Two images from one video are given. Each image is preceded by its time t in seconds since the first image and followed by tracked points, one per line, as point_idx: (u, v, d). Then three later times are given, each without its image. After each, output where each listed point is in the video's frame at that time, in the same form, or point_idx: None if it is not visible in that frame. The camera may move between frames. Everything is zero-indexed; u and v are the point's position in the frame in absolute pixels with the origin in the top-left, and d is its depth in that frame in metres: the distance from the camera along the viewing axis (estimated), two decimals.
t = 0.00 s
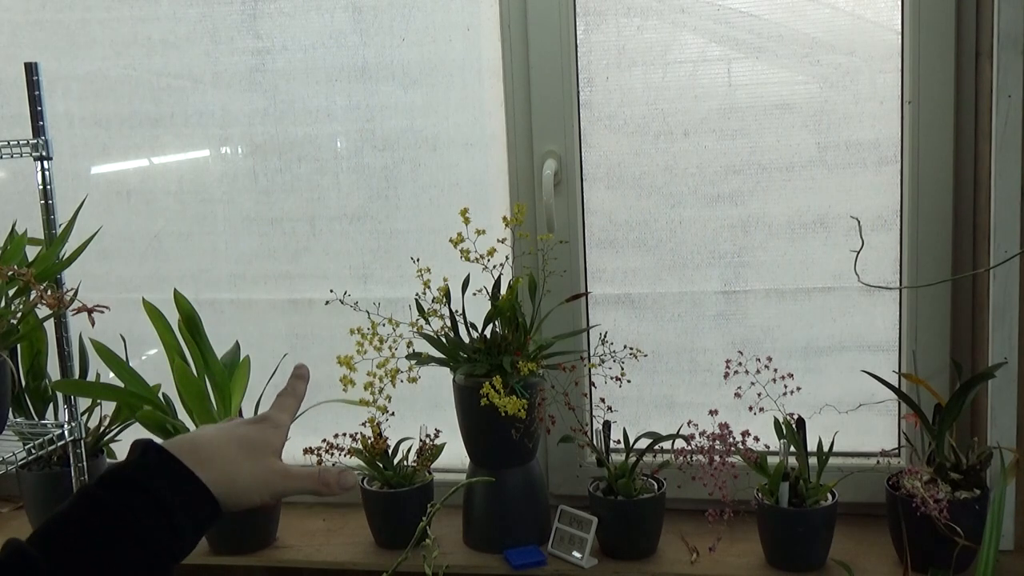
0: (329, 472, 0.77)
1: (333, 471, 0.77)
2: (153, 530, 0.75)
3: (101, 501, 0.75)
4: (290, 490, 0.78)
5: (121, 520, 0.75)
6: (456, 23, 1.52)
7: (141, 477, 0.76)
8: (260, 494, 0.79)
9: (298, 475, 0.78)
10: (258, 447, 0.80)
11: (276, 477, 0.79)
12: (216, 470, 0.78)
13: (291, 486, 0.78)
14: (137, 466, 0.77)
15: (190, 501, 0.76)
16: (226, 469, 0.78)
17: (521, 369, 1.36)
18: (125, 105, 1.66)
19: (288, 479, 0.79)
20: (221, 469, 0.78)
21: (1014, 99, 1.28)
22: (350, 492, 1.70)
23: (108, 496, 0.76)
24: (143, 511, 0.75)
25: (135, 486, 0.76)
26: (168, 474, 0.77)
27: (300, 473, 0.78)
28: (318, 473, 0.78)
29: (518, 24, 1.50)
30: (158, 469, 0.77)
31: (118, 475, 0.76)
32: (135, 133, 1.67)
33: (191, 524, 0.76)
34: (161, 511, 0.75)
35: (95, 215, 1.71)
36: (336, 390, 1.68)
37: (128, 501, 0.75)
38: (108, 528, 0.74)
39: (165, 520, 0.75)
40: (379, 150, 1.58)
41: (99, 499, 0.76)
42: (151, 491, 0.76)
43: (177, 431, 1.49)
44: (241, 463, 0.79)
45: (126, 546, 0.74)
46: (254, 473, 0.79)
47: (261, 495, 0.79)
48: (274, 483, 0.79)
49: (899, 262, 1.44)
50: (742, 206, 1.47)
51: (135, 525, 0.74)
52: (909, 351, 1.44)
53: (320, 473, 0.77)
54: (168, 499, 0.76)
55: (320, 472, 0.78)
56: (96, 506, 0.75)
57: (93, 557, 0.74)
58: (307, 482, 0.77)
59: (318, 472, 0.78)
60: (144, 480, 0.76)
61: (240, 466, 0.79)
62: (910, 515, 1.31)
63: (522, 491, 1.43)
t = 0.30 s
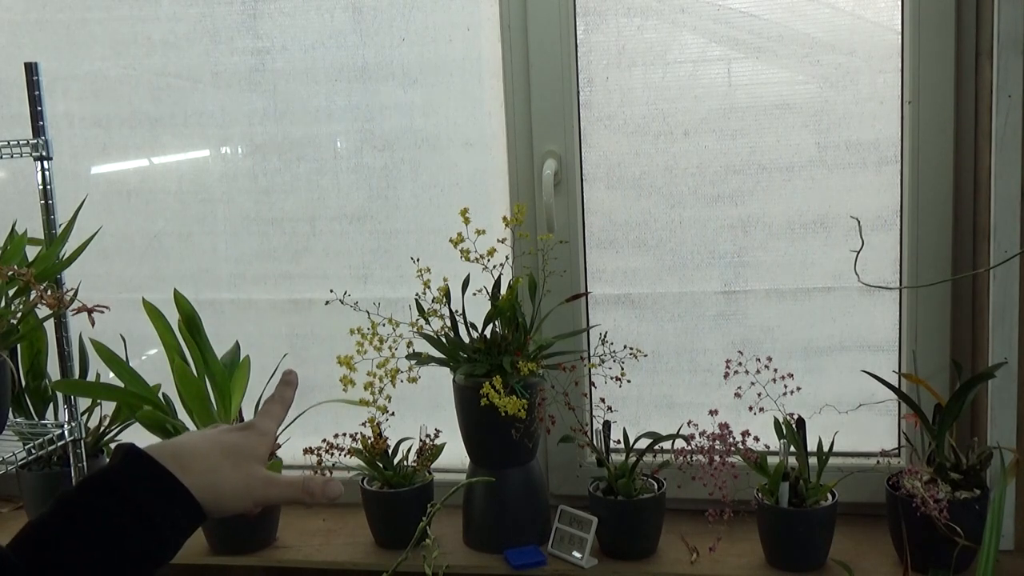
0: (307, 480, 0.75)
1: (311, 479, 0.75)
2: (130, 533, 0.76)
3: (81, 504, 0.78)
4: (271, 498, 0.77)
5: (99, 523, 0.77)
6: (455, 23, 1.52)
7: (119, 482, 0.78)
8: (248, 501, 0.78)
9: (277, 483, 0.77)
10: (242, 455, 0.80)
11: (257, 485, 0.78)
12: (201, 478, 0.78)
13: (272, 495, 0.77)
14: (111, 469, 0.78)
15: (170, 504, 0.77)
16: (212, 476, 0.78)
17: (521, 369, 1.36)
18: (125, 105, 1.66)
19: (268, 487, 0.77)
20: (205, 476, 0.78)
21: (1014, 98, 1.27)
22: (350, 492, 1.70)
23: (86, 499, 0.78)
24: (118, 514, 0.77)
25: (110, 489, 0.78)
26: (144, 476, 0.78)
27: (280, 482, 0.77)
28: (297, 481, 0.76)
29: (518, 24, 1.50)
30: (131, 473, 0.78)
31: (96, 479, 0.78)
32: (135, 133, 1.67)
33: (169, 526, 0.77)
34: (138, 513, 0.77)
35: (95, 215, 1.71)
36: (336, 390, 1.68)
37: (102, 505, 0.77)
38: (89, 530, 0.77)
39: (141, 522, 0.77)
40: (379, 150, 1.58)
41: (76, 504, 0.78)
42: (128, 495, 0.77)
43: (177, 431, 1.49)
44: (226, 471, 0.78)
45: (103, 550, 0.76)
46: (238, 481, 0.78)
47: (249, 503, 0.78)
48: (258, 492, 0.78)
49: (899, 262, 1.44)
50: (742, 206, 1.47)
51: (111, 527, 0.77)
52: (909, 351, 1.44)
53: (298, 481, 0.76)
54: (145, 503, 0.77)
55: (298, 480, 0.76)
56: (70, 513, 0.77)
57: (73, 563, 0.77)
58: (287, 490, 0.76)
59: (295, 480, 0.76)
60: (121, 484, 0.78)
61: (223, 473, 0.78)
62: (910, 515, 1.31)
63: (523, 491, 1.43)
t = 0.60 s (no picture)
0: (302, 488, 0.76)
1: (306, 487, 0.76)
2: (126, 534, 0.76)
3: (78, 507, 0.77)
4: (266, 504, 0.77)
5: (96, 525, 0.77)
6: (455, 24, 1.52)
7: (117, 486, 0.77)
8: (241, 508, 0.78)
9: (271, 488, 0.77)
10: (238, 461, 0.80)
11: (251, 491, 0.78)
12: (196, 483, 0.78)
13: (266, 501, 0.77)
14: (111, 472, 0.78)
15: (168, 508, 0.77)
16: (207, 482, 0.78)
17: (521, 369, 1.36)
18: (125, 105, 1.66)
19: (262, 493, 0.78)
20: (200, 482, 0.78)
21: (1014, 98, 1.28)
22: (350, 492, 1.70)
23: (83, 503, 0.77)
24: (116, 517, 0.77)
25: (109, 491, 0.77)
26: (142, 481, 0.78)
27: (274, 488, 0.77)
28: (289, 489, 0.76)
29: (518, 24, 1.50)
30: (130, 478, 0.78)
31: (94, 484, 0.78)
32: (135, 133, 1.67)
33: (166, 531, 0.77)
34: (136, 517, 0.77)
35: (95, 215, 1.71)
36: (336, 390, 1.68)
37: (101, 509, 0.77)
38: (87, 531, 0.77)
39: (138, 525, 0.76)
40: (379, 150, 1.58)
41: (74, 507, 0.77)
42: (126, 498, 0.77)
43: (177, 431, 1.49)
44: (221, 477, 0.78)
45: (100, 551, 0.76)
46: (232, 487, 0.78)
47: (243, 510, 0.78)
48: (251, 499, 0.78)
49: (899, 262, 1.44)
50: (742, 206, 1.47)
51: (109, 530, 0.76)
52: (909, 351, 1.44)
53: (293, 488, 0.76)
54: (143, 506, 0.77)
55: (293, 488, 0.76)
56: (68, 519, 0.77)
57: (71, 565, 0.77)
58: (282, 496, 0.76)
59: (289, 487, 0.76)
60: (118, 488, 0.77)
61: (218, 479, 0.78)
62: (910, 515, 1.31)
63: (522, 491, 1.43)
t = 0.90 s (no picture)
0: (209, 371, 0.71)
1: (210, 366, 0.71)
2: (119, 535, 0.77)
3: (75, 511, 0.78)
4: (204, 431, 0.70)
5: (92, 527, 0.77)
6: (455, 24, 1.52)
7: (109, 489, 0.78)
8: (187, 467, 0.69)
9: (196, 413, 0.69)
10: (128, 447, 0.66)
11: (184, 444, 0.69)
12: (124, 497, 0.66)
13: (201, 428, 0.69)
14: (69, 517, 0.64)
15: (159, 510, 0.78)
16: (128, 485, 0.66)
17: (521, 369, 1.36)
18: (125, 105, 1.66)
19: (191, 426, 0.69)
20: (127, 491, 0.66)
21: (1014, 99, 1.28)
22: (350, 492, 1.70)
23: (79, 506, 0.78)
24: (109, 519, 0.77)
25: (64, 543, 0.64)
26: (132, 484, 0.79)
27: (193, 405, 0.69)
28: (205, 393, 0.70)
29: (518, 23, 1.50)
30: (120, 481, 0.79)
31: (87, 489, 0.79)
32: (135, 133, 1.67)
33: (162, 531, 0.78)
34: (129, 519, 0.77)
35: (95, 215, 1.71)
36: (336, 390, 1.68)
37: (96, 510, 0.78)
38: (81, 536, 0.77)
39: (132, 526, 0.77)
40: (379, 150, 1.58)
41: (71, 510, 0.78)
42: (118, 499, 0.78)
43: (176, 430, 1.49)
44: (130, 459, 0.66)
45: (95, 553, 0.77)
46: (156, 451, 0.67)
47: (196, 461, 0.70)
48: (190, 456, 0.69)
49: (899, 263, 1.44)
50: (742, 206, 1.47)
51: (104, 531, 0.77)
52: (909, 351, 1.44)
53: (207, 388, 0.70)
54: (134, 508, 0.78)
55: (202, 384, 0.70)
56: (22, 574, 0.63)
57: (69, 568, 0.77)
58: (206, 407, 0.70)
59: (199, 387, 0.70)
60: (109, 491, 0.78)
61: (144, 474, 0.67)
62: (910, 515, 1.31)
63: (522, 491, 1.43)
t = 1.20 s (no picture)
0: (159, 395, 0.71)
1: (161, 391, 0.72)
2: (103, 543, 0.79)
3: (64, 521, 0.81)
4: (159, 454, 0.72)
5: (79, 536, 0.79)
6: (455, 24, 1.52)
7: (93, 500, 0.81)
8: (145, 487, 0.71)
9: (147, 441, 0.70)
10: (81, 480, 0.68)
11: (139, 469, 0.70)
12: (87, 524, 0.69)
13: (154, 452, 0.71)
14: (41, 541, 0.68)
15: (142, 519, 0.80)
16: (91, 510, 0.69)
17: (521, 369, 1.36)
18: (125, 104, 1.66)
19: (144, 451, 0.70)
20: (89, 516, 0.69)
21: (1014, 98, 1.27)
22: (350, 492, 1.70)
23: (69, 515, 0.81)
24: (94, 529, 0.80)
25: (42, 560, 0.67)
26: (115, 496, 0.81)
27: (144, 433, 0.70)
28: (157, 418, 0.71)
29: (518, 23, 1.50)
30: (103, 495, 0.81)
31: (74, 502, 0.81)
32: (135, 133, 1.67)
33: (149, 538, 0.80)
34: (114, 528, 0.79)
35: (95, 215, 1.71)
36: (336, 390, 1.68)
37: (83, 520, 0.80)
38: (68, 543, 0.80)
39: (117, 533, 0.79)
40: (379, 150, 1.58)
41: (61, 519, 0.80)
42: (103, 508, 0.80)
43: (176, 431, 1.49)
44: (88, 490, 0.69)
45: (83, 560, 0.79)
46: (110, 478, 0.69)
47: (155, 480, 0.72)
48: (143, 477, 0.71)
49: (899, 263, 1.44)
50: (742, 206, 1.47)
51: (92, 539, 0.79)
52: (909, 351, 1.44)
53: (159, 412, 0.71)
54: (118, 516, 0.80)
55: (154, 409, 0.71)
56: None
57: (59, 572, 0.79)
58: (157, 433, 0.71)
59: (150, 411, 0.71)
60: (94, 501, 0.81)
61: (103, 503, 0.69)
62: (910, 515, 1.31)
63: (522, 491, 1.43)
